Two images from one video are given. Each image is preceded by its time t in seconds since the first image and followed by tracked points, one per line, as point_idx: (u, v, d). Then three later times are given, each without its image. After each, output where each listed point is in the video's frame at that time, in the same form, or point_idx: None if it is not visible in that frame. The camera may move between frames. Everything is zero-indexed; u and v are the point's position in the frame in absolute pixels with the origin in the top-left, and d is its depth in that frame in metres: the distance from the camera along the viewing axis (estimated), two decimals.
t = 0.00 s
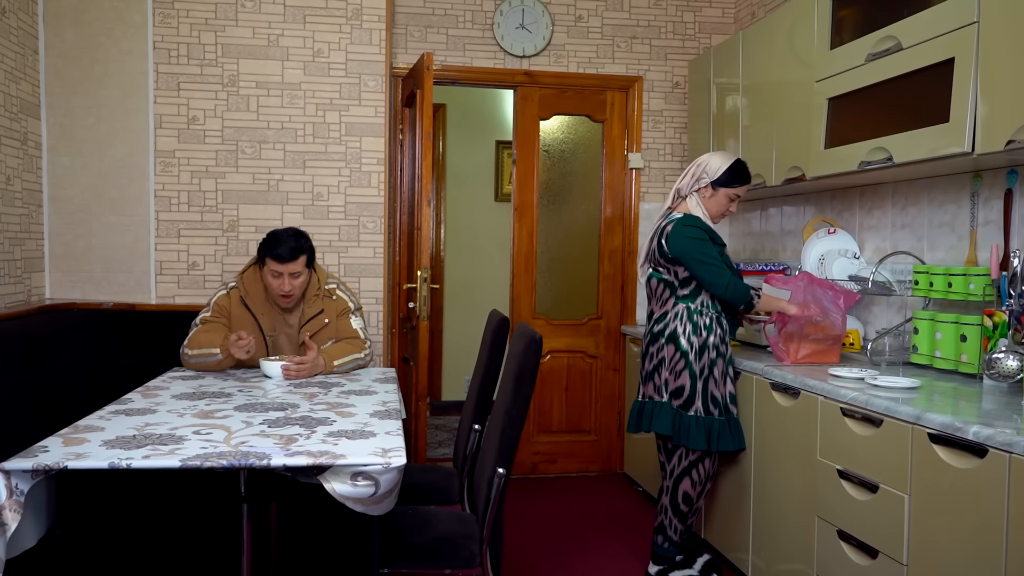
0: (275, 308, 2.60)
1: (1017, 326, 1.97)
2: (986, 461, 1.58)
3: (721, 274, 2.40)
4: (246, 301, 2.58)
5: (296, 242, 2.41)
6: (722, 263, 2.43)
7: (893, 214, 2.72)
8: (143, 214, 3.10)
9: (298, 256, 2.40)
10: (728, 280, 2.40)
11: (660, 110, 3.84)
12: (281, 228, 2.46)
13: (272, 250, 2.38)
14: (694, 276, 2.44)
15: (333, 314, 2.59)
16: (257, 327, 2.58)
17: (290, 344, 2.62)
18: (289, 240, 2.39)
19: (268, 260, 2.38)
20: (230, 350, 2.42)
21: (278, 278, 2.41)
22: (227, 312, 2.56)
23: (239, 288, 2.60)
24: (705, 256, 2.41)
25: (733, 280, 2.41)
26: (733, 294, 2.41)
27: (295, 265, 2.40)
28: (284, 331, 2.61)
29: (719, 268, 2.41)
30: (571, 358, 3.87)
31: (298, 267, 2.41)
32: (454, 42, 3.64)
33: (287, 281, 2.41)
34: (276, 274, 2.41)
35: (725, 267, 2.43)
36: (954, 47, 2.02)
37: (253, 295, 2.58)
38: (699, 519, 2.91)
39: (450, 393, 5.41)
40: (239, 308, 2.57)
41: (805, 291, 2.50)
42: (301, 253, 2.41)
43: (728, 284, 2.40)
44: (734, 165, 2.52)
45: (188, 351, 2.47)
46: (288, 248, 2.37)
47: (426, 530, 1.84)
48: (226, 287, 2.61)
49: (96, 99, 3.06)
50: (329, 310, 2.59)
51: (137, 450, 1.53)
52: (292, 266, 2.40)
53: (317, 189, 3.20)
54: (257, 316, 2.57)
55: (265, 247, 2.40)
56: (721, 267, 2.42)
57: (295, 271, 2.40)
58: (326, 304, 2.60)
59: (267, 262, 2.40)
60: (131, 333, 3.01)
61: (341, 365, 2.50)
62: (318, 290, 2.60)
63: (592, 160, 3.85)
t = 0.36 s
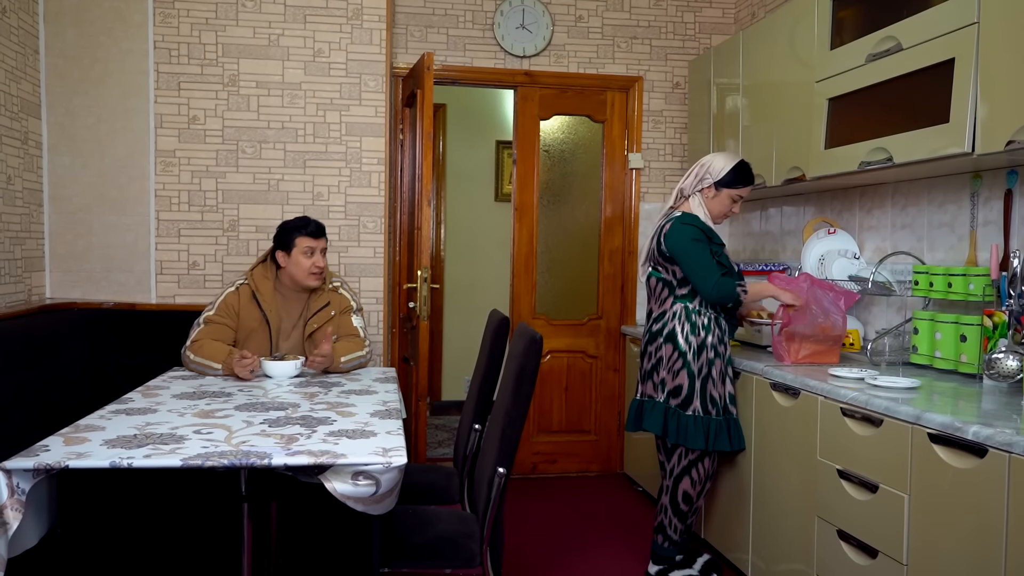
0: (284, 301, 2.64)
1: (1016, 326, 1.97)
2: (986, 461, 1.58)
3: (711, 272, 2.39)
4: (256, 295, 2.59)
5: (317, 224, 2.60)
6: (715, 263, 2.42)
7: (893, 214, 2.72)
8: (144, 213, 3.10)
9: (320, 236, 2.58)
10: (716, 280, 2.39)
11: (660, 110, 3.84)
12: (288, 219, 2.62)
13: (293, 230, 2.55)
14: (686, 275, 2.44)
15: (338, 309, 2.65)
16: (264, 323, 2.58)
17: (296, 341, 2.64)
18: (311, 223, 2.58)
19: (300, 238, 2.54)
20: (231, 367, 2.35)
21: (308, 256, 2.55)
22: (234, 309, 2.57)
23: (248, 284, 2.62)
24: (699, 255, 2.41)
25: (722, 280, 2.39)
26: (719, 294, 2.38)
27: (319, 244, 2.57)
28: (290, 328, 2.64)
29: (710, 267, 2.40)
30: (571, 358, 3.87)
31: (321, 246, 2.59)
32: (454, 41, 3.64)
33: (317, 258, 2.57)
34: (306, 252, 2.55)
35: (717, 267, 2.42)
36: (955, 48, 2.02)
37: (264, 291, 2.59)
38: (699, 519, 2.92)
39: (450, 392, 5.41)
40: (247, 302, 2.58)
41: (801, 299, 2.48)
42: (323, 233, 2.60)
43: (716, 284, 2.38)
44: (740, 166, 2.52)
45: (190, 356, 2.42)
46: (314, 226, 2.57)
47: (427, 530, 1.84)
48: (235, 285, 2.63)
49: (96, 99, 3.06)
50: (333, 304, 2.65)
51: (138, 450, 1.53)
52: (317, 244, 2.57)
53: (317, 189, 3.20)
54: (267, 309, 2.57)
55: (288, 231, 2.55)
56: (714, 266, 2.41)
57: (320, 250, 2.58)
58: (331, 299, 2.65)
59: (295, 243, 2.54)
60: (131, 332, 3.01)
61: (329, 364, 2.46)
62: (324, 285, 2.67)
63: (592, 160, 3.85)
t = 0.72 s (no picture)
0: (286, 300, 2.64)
1: (1018, 327, 1.97)
2: (986, 462, 1.58)
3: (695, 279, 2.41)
4: (258, 292, 2.60)
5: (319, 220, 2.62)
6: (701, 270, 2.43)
7: (894, 214, 2.72)
8: (145, 213, 3.10)
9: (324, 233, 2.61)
10: (695, 288, 2.40)
11: (661, 111, 3.85)
12: (290, 219, 2.65)
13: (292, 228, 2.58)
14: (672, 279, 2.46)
15: (340, 307, 2.66)
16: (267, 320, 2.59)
17: (298, 341, 2.63)
18: (314, 223, 2.60)
19: (306, 235, 2.56)
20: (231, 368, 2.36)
21: (315, 253, 2.56)
22: (238, 307, 2.57)
23: (251, 282, 2.63)
24: (686, 261, 2.42)
25: (703, 288, 2.41)
26: (696, 302, 2.40)
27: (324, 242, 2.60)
28: (291, 326, 2.63)
29: (694, 273, 2.42)
30: (571, 358, 3.87)
31: (325, 244, 2.61)
32: (456, 42, 3.65)
33: (323, 255, 2.58)
34: (313, 249, 2.56)
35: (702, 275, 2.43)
36: (956, 48, 2.02)
37: (267, 288, 2.60)
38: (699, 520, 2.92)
39: (451, 393, 5.42)
40: (251, 300, 2.59)
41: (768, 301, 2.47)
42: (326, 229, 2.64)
43: (695, 291, 2.40)
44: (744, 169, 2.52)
45: (195, 356, 2.42)
46: (317, 225, 2.60)
47: (428, 530, 1.84)
48: (236, 284, 2.64)
49: (98, 99, 3.06)
50: (335, 302, 2.67)
51: (139, 450, 1.53)
52: (321, 241, 2.58)
53: (319, 189, 3.20)
54: (270, 306, 2.58)
55: (292, 230, 2.57)
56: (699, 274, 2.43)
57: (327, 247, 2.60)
58: (333, 297, 2.67)
59: (301, 240, 2.55)
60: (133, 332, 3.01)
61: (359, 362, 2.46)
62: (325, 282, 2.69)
63: (593, 160, 3.85)
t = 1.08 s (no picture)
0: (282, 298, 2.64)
1: (1016, 327, 1.98)
2: (985, 462, 1.58)
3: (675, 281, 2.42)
4: (254, 292, 2.59)
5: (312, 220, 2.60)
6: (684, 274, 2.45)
7: (893, 215, 2.72)
8: (144, 214, 3.10)
9: (317, 232, 2.60)
10: (674, 290, 2.42)
11: (660, 111, 3.85)
12: (283, 218, 2.64)
13: (291, 226, 2.56)
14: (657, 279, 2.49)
15: (336, 305, 2.66)
16: (263, 319, 2.59)
17: (295, 341, 2.63)
18: (302, 220, 2.59)
19: (299, 236, 2.55)
20: (231, 369, 2.35)
21: (308, 253, 2.56)
22: (234, 306, 2.58)
23: (247, 282, 2.63)
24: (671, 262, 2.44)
25: (681, 291, 2.41)
26: (673, 304, 2.41)
27: (318, 241, 2.59)
28: (287, 326, 2.63)
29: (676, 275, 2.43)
30: (570, 359, 3.87)
31: (319, 244, 2.61)
32: (454, 42, 3.65)
33: (317, 255, 2.58)
34: (306, 250, 2.55)
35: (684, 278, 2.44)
36: (954, 48, 2.02)
37: (262, 288, 2.59)
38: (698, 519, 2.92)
39: (450, 393, 5.41)
40: (246, 299, 2.59)
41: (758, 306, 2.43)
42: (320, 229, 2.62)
43: (672, 294, 2.41)
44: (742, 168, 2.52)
45: (193, 356, 2.42)
46: (309, 225, 2.58)
47: (427, 530, 1.84)
48: (234, 284, 2.64)
49: (96, 99, 3.06)
50: (331, 300, 2.66)
51: (139, 450, 1.53)
52: (314, 240, 2.57)
53: (317, 189, 3.20)
54: (265, 306, 2.57)
55: (284, 230, 2.56)
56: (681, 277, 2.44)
57: (322, 246, 2.60)
58: (329, 295, 2.67)
59: (294, 241, 2.55)
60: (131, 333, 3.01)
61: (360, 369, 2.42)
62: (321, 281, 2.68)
63: (592, 160, 3.85)
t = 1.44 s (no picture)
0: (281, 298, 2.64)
1: (1016, 327, 1.98)
2: (985, 461, 1.58)
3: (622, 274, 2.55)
4: (253, 292, 2.59)
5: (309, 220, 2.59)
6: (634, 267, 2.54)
7: (893, 214, 2.72)
8: (144, 213, 3.10)
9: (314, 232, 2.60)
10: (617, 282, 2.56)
11: (660, 110, 3.85)
12: (280, 218, 2.63)
13: (291, 225, 2.56)
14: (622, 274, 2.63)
15: (334, 305, 2.67)
16: (263, 318, 2.59)
17: (294, 341, 2.63)
18: (303, 220, 2.59)
19: (295, 237, 2.54)
20: (232, 369, 2.35)
21: (305, 253, 2.56)
22: (233, 306, 2.58)
23: (246, 282, 2.62)
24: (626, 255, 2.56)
25: (623, 283, 2.54)
26: (615, 295, 2.56)
27: (315, 241, 2.58)
28: (286, 326, 2.63)
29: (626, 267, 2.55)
30: (570, 358, 3.87)
31: (316, 244, 2.60)
32: (454, 41, 3.64)
33: (314, 255, 2.58)
34: (303, 250, 2.55)
35: (631, 272, 2.55)
36: (954, 48, 2.02)
37: (261, 288, 2.58)
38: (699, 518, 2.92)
39: (450, 392, 5.41)
40: (244, 298, 2.59)
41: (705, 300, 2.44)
42: (316, 228, 2.61)
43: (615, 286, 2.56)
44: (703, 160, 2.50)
45: (193, 356, 2.42)
46: (307, 224, 2.58)
47: (426, 530, 1.84)
48: (233, 284, 2.64)
49: (96, 99, 3.06)
50: (330, 300, 2.67)
51: (139, 450, 1.53)
52: (312, 240, 2.58)
53: (317, 189, 3.20)
54: (264, 305, 2.57)
55: (281, 230, 2.56)
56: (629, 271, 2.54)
57: (318, 246, 2.59)
58: (328, 295, 2.67)
59: (290, 242, 2.55)
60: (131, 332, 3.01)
61: (359, 369, 2.42)
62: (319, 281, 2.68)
63: (591, 160, 3.85)
